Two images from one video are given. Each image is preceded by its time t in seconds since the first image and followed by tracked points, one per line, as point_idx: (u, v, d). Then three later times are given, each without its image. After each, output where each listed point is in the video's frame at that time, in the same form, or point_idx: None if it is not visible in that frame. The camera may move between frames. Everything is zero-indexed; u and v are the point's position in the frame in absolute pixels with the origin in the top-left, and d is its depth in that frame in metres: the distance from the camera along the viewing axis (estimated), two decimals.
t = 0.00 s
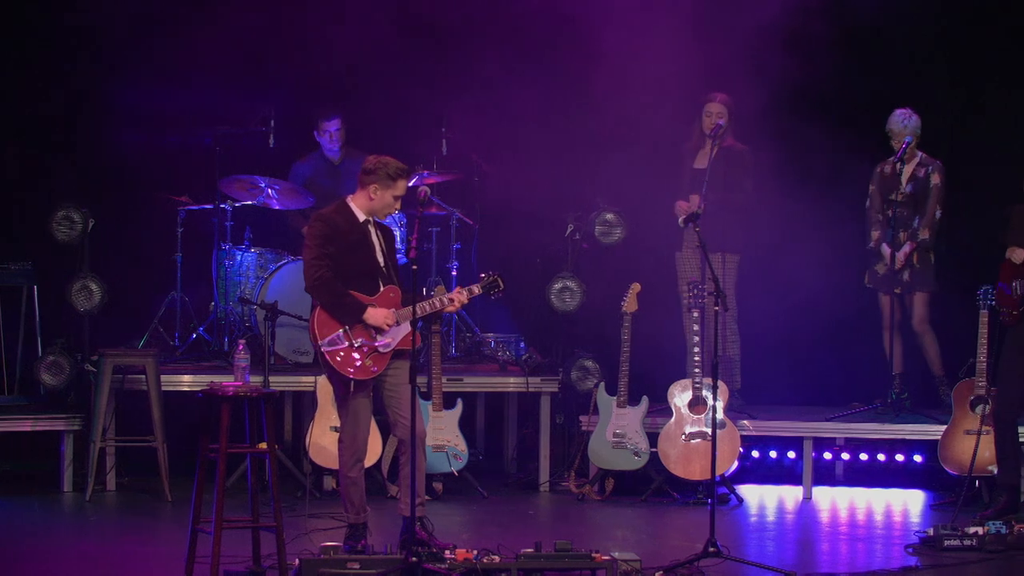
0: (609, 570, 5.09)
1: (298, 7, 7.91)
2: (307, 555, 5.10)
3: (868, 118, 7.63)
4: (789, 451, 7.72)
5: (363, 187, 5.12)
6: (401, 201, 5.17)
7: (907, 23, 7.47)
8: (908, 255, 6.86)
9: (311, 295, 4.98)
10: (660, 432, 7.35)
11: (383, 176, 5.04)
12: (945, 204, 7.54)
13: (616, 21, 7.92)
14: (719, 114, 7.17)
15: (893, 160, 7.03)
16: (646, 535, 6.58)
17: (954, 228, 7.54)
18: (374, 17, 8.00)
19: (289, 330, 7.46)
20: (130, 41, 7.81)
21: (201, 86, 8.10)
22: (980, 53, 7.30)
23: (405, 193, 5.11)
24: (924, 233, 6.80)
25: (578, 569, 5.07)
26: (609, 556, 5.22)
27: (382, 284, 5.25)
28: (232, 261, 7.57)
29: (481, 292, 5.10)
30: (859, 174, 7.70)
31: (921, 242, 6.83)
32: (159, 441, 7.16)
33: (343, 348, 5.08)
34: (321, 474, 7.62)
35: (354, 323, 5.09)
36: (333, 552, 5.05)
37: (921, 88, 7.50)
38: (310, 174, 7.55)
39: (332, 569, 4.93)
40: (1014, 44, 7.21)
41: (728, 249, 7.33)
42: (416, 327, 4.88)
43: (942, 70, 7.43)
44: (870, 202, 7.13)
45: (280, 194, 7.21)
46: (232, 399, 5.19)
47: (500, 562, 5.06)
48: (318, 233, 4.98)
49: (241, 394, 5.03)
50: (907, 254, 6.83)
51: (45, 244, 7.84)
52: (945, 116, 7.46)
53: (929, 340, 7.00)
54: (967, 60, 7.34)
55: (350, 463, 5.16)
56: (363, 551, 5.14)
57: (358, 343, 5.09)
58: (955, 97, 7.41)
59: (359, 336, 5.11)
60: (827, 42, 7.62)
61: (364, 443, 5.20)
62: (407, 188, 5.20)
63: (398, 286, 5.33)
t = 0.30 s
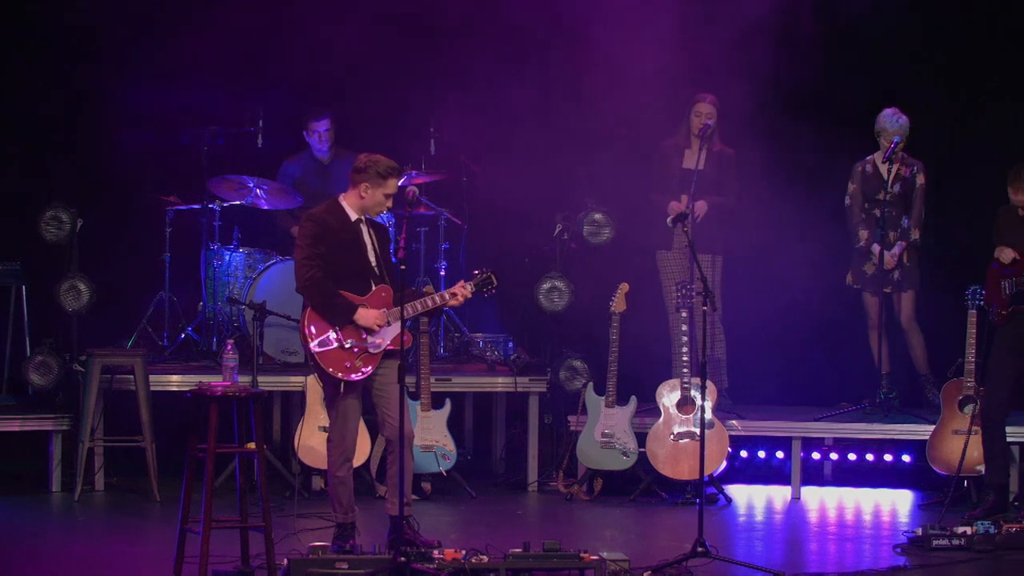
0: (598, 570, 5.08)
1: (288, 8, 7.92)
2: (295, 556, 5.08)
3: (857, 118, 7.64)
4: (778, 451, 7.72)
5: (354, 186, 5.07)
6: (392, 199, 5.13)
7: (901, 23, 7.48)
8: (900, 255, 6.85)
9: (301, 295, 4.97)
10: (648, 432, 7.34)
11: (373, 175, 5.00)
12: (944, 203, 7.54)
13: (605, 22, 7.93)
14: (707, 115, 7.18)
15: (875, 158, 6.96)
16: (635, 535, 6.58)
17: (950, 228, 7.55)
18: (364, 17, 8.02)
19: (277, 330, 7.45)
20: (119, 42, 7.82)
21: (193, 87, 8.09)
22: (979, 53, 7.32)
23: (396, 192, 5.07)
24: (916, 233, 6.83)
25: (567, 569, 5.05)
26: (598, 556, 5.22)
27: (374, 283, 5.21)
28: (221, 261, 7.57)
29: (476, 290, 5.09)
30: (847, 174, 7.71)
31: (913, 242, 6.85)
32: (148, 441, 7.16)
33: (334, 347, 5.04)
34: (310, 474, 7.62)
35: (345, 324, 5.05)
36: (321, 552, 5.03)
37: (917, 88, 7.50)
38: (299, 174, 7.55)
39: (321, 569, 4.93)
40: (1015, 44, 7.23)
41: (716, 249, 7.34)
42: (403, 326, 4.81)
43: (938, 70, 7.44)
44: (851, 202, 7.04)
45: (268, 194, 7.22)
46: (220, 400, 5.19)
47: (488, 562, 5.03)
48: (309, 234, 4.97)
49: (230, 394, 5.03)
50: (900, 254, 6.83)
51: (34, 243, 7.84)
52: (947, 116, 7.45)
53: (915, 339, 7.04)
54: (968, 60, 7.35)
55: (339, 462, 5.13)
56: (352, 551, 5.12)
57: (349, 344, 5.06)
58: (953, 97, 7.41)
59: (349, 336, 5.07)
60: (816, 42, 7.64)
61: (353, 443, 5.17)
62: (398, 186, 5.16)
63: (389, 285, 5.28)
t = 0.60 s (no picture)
0: (587, 570, 5.05)
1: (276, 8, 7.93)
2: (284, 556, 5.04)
3: (845, 117, 7.65)
4: (766, 451, 7.72)
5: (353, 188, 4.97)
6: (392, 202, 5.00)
7: (898, 23, 7.46)
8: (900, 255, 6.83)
9: (293, 295, 4.88)
10: (637, 432, 7.35)
11: (372, 176, 4.89)
12: (944, 203, 7.49)
13: (594, 21, 7.94)
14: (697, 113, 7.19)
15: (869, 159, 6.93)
16: (624, 535, 6.58)
17: (949, 227, 7.52)
18: (352, 16, 8.02)
19: (266, 330, 7.45)
20: (107, 41, 7.82)
21: (183, 86, 8.09)
22: (978, 54, 7.29)
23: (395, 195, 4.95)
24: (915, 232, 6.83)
25: (555, 569, 5.03)
26: (586, 556, 5.20)
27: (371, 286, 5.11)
28: (210, 261, 7.57)
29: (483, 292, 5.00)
30: (835, 173, 7.71)
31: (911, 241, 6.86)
32: (136, 441, 7.15)
33: (323, 350, 4.98)
34: (298, 474, 7.61)
35: (336, 326, 4.97)
36: (310, 552, 5.02)
37: (914, 87, 7.47)
38: (288, 174, 7.52)
39: (310, 569, 4.90)
40: (1015, 45, 7.20)
41: (704, 249, 7.34)
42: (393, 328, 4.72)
43: (936, 70, 7.41)
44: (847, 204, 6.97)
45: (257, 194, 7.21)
46: (208, 400, 5.18)
47: (477, 562, 5.00)
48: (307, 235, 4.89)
49: (219, 393, 5.03)
50: (900, 254, 6.81)
51: (22, 243, 7.82)
52: (945, 116, 7.42)
53: (911, 338, 6.98)
54: (968, 61, 7.32)
55: (329, 460, 5.05)
56: (340, 551, 5.09)
57: (339, 346, 4.99)
58: (951, 97, 7.38)
59: (340, 338, 5.00)
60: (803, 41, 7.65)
61: (343, 442, 5.09)
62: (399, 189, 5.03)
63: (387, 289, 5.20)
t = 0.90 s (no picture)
0: (575, 570, 5.03)
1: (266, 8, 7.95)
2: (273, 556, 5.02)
3: (834, 117, 7.66)
4: (756, 451, 7.73)
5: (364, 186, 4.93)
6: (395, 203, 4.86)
7: (894, 23, 7.47)
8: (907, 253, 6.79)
9: (291, 289, 4.97)
10: (626, 432, 7.34)
11: (375, 173, 4.82)
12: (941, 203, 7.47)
13: (584, 21, 7.95)
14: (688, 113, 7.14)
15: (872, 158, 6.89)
16: (613, 535, 6.58)
17: (948, 228, 7.49)
18: (343, 17, 8.04)
19: (255, 330, 7.43)
20: (97, 41, 7.83)
21: (174, 86, 8.11)
22: (978, 54, 7.28)
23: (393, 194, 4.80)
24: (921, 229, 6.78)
25: (543, 569, 5.01)
26: (575, 556, 5.18)
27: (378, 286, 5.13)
28: (199, 261, 7.57)
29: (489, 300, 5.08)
30: (824, 173, 7.73)
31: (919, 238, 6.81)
32: (125, 441, 7.15)
33: (318, 348, 5.01)
34: (287, 474, 7.61)
35: (331, 325, 5.00)
36: (299, 552, 4.99)
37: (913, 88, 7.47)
38: (276, 174, 7.60)
39: (299, 569, 4.87)
40: (1015, 45, 7.20)
41: (693, 249, 7.33)
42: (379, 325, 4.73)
43: (932, 70, 7.41)
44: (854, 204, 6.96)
45: (247, 194, 7.23)
46: (198, 400, 5.20)
47: (465, 562, 4.98)
48: (312, 232, 4.97)
49: (208, 393, 5.05)
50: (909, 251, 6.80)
51: (12, 244, 7.81)
52: (945, 116, 7.41)
53: (911, 337, 6.93)
54: (968, 61, 7.31)
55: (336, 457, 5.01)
56: (328, 551, 5.05)
57: (333, 344, 5.01)
58: (950, 96, 7.38)
59: (336, 337, 5.03)
60: (792, 42, 7.66)
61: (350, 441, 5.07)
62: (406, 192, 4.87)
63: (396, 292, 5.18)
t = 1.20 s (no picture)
0: (565, 570, 5.02)
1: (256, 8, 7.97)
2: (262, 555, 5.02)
3: (823, 117, 7.68)
4: (744, 451, 7.73)
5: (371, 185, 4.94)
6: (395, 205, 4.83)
7: (889, 23, 7.48)
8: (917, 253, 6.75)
9: (289, 284, 5.03)
10: (615, 432, 7.34)
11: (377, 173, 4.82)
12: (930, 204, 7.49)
13: (574, 21, 7.97)
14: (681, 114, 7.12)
15: (876, 160, 6.89)
16: (603, 535, 6.58)
17: (939, 229, 7.50)
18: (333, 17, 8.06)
19: (244, 330, 7.43)
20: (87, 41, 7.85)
21: (166, 85, 8.12)
22: (978, 53, 7.28)
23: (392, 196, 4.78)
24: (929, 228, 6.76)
25: (532, 569, 4.99)
26: (564, 556, 5.17)
27: (377, 284, 5.11)
28: (188, 261, 7.56)
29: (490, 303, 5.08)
30: (813, 173, 7.74)
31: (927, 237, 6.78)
32: (114, 441, 7.15)
33: (312, 344, 5.09)
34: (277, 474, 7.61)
35: (327, 322, 5.08)
36: (288, 552, 4.99)
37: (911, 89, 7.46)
38: (264, 174, 7.67)
39: (287, 568, 4.87)
40: (1012, 45, 7.21)
41: (682, 249, 7.33)
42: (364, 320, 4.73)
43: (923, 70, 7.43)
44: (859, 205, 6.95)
45: (235, 194, 7.27)
46: (187, 400, 5.21)
47: (455, 562, 4.95)
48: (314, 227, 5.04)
49: (196, 392, 5.09)
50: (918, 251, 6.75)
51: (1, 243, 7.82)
52: (945, 116, 7.40)
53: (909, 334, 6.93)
54: (968, 61, 7.31)
55: (334, 450, 5.04)
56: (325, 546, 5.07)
57: (327, 341, 5.08)
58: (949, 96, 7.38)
59: (332, 334, 5.10)
60: (781, 42, 7.68)
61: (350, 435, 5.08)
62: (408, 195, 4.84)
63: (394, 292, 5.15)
